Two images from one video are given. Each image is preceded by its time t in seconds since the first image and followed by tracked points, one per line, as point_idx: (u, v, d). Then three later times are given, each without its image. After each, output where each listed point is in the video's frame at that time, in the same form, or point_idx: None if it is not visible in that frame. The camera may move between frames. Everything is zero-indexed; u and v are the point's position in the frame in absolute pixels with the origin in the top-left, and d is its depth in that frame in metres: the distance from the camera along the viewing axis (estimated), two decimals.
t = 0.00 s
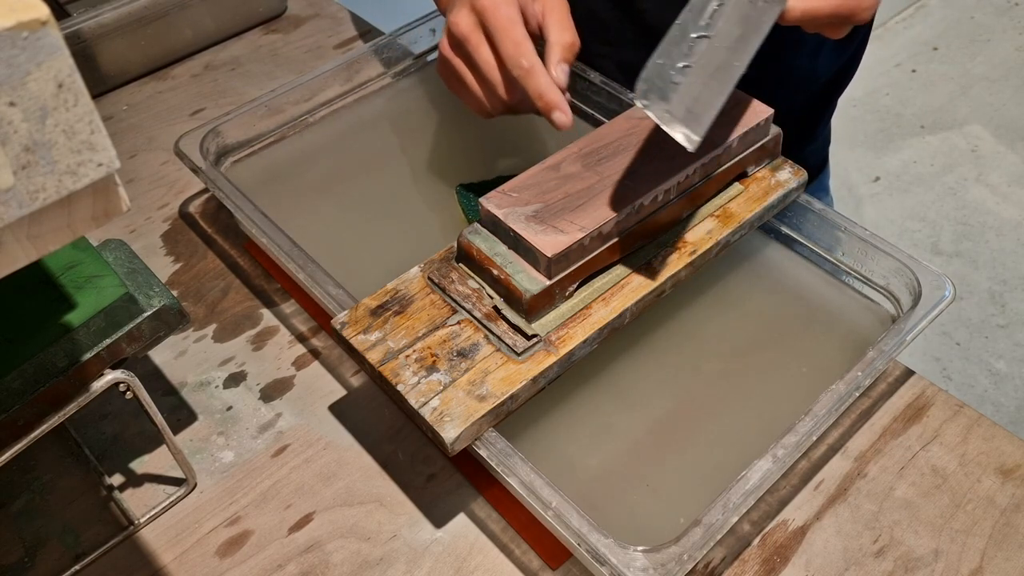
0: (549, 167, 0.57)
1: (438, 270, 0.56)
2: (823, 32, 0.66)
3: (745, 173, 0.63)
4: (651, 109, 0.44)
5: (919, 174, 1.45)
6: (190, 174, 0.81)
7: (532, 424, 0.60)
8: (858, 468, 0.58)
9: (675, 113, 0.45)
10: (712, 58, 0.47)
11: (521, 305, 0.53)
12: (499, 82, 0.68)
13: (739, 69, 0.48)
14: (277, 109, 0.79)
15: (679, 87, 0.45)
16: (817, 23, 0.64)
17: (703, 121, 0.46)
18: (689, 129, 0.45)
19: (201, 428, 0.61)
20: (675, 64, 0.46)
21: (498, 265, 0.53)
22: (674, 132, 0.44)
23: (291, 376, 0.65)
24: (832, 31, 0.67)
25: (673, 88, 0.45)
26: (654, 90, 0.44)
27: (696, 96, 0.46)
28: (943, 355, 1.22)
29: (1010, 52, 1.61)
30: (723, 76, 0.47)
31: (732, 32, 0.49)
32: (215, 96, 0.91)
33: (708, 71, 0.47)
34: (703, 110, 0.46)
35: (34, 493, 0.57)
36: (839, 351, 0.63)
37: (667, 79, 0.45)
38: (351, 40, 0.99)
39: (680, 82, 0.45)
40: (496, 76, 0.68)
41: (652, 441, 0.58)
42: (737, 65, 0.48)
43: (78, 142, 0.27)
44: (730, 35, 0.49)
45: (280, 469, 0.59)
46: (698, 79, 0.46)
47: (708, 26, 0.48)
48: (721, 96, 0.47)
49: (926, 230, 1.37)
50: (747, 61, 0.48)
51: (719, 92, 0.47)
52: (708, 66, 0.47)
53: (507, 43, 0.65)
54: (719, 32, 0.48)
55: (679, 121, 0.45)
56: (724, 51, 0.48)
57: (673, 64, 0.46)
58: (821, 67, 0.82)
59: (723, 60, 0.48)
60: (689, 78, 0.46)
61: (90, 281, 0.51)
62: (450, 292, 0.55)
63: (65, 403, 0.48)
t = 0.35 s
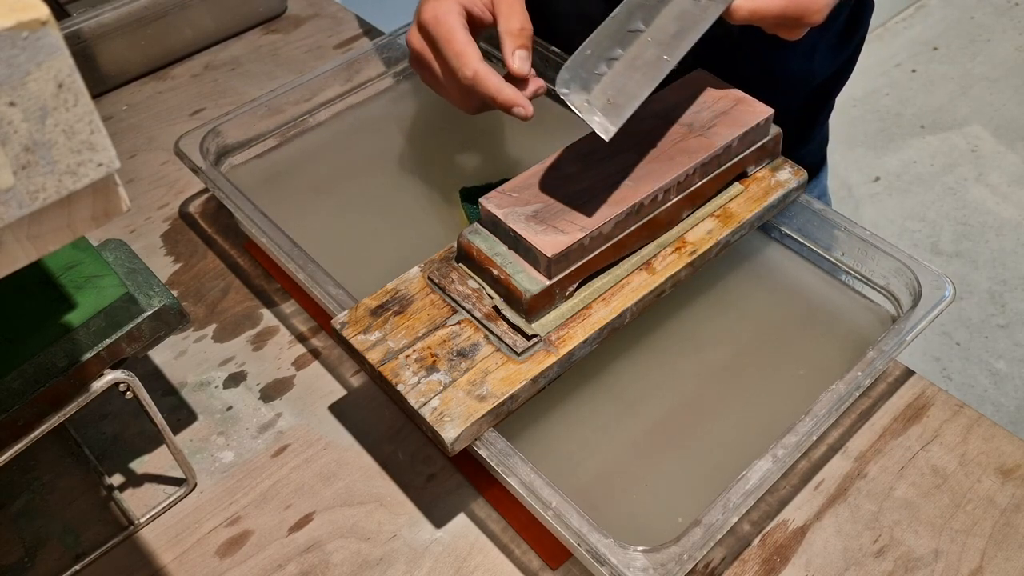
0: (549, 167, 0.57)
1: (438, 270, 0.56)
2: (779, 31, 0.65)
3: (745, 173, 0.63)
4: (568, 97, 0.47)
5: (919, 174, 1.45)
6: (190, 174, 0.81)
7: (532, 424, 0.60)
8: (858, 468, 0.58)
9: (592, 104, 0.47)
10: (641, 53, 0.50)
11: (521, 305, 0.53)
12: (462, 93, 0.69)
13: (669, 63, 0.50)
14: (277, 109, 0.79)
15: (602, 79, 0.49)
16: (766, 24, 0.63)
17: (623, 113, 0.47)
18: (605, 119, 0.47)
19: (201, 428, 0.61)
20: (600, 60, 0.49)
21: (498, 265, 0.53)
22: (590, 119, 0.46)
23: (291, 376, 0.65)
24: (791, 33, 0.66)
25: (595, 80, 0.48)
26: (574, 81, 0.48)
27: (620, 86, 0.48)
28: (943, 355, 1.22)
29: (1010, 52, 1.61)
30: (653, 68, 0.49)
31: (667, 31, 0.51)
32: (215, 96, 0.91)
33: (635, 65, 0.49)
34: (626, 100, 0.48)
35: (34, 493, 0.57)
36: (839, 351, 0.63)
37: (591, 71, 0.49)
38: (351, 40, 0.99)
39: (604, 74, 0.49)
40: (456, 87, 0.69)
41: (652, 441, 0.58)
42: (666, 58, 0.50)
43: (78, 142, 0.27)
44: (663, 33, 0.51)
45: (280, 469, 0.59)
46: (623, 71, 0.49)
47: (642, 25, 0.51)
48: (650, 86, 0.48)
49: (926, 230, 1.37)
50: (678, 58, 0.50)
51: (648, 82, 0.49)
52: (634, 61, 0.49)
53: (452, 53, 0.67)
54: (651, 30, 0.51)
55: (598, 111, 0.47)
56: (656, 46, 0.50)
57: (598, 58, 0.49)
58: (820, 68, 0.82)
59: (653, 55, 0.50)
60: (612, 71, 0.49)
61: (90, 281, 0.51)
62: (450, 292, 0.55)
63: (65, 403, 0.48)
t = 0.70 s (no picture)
0: (549, 167, 0.57)
1: (438, 270, 0.56)
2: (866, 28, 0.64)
3: (745, 173, 0.63)
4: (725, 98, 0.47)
5: (919, 174, 1.45)
6: (189, 174, 0.81)
7: (532, 423, 0.60)
8: (858, 468, 0.58)
9: (751, 104, 0.47)
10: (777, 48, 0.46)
11: (521, 305, 0.53)
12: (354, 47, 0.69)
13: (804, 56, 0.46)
14: (277, 109, 0.79)
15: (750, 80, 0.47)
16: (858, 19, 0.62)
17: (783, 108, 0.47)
18: (767, 120, 0.47)
19: (201, 428, 0.61)
20: (742, 58, 0.47)
21: (498, 266, 0.53)
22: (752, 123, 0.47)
23: (291, 376, 0.65)
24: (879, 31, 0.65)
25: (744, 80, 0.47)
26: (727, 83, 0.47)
27: (766, 87, 0.47)
28: (943, 355, 1.22)
29: (1010, 52, 1.62)
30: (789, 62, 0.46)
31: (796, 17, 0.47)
32: (215, 96, 0.91)
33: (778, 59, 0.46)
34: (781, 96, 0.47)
35: (34, 493, 0.57)
36: (839, 351, 0.63)
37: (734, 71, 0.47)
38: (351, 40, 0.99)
39: (747, 76, 0.47)
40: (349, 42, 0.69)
41: (652, 441, 0.58)
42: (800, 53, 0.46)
43: (78, 142, 0.27)
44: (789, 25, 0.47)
45: (280, 469, 0.59)
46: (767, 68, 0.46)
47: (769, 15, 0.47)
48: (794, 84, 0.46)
49: (926, 230, 1.37)
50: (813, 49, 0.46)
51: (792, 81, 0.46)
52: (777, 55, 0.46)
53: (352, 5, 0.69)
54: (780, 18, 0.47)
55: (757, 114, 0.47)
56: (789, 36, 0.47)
57: (739, 57, 0.46)
58: (820, 70, 0.82)
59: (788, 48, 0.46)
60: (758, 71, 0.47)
61: (89, 281, 0.51)
62: (450, 292, 0.55)
63: (65, 403, 0.48)
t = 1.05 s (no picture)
0: (549, 167, 0.57)
1: (438, 270, 0.56)
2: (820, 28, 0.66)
3: (745, 173, 0.63)
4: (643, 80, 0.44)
5: (919, 174, 1.45)
6: (189, 174, 0.81)
7: (532, 424, 0.60)
8: (858, 468, 0.58)
9: (669, 85, 0.44)
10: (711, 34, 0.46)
11: (521, 304, 0.53)
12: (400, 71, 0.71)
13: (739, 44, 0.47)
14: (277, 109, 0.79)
15: (674, 61, 0.44)
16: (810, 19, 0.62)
17: (699, 95, 0.45)
18: (684, 102, 0.44)
19: (201, 428, 0.61)
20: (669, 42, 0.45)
21: (498, 265, 0.53)
22: (669, 104, 0.44)
23: (291, 376, 0.65)
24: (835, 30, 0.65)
25: (668, 62, 0.44)
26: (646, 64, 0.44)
27: (687, 74, 0.45)
28: (943, 355, 1.22)
29: (1010, 52, 1.61)
30: (720, 54, 0.46)
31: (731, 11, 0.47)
32: (215, 96, 0.91)
33: (708, 45, 0.46)
34: (700, 84, 0.45)
35: (34, 493, 0.57)
36: (839, 351, 0.63)
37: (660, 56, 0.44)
38: (351, 40, 0.99)
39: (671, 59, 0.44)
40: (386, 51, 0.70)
41: (652, 441, 0.58)
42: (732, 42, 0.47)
43: (78, 142, 0.27)
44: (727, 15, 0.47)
45: (281, 469, 0.59)
46: (696, 52, 0.45)
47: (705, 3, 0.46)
48: (721, 71, 0.46)
49: (926, 230, 1.37)
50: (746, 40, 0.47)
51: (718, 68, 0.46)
52: (709, 41, 0.46)
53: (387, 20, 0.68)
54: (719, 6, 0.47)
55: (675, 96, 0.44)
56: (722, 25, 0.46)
57: (665, 39, 0.45)
58: (821, 71, 0.82)
59: (721, 38, 0.46)
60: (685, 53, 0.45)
61: (89, 281, 0.51)
62: (450, 292, 0.55)
63: (65, 403, 0.48)
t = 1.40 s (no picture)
0: (549, 167, 0.57)
1: (438, 270, 0.56)
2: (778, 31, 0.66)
3: (745, 173, 0.63)
4: (568, 77, 0.47)
5: (919, 174, 1.45)
6: (190, 174, 0.81)
7: (532, 424, 0.60)
8: (858, 468, 0.58)
9: (594, 85, 0.47)
10: (642, 40, 0.49)
11: (521, 305, 0.53)
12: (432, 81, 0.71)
13: (671, 50, 0.49)
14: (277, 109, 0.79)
15: (603, 62, 0.47)
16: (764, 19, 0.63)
17: (624, 95, 0.47)
18: (607, 101, 0.46)
19: (201, 428, 0.61)
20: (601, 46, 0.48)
21: (498, 265, 0.53)
22: (591, 101, 0.46)
23: (291, 376, 0.65)
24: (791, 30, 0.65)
25: (596, 63, 0.48)
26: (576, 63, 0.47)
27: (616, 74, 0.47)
28: (943, 355, 1.22)
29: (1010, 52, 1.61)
30: (652, 56, 0.48)
31: (670, 17, 0.50)
32: (215, 96, 0.91)
33: (639, 49, 0.48)
34: (628, 83, 0.47)
35: (34, 493, 0.57)
36: (839, 351, 0.63)
37: (590, 58, 0.48)
38: (351, 40, 0.99)
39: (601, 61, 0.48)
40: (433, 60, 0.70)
41: (652, 441, 0.58)
42: (667, 45, 0.49)
43: (78, 142, 0.27)
44: (664, 23, 0.50)
45: (280, 469, 0.59)
46: (625, 56, 0.48)
47: (644, 12, 0.50)
48: (652, 72, 0.48)
49: (926, 230, 1.37)
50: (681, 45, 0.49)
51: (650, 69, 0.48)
52: (640, 45, 0.49)
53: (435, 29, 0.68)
54: (656, 16, 0.50)
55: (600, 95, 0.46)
56: (656, 31, 0.49)
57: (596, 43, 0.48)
58: (820, 71, 0.82)
59: (654, 43, 0.49)
60: (614, 55, 0.48)
61: (89, 281, 0.51)
62: (450, 292, 0.55)
63: (65, 403, 0.48)
